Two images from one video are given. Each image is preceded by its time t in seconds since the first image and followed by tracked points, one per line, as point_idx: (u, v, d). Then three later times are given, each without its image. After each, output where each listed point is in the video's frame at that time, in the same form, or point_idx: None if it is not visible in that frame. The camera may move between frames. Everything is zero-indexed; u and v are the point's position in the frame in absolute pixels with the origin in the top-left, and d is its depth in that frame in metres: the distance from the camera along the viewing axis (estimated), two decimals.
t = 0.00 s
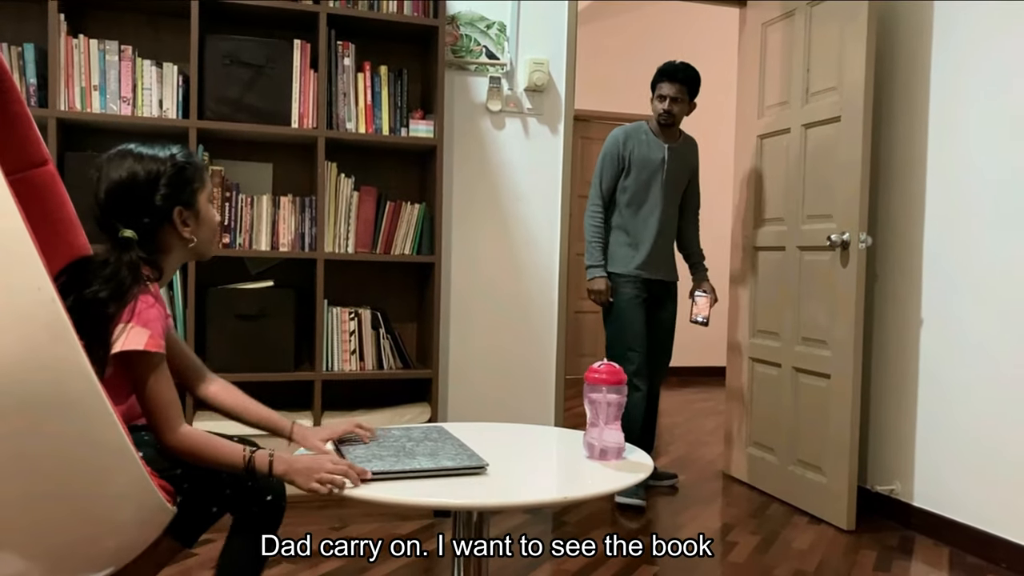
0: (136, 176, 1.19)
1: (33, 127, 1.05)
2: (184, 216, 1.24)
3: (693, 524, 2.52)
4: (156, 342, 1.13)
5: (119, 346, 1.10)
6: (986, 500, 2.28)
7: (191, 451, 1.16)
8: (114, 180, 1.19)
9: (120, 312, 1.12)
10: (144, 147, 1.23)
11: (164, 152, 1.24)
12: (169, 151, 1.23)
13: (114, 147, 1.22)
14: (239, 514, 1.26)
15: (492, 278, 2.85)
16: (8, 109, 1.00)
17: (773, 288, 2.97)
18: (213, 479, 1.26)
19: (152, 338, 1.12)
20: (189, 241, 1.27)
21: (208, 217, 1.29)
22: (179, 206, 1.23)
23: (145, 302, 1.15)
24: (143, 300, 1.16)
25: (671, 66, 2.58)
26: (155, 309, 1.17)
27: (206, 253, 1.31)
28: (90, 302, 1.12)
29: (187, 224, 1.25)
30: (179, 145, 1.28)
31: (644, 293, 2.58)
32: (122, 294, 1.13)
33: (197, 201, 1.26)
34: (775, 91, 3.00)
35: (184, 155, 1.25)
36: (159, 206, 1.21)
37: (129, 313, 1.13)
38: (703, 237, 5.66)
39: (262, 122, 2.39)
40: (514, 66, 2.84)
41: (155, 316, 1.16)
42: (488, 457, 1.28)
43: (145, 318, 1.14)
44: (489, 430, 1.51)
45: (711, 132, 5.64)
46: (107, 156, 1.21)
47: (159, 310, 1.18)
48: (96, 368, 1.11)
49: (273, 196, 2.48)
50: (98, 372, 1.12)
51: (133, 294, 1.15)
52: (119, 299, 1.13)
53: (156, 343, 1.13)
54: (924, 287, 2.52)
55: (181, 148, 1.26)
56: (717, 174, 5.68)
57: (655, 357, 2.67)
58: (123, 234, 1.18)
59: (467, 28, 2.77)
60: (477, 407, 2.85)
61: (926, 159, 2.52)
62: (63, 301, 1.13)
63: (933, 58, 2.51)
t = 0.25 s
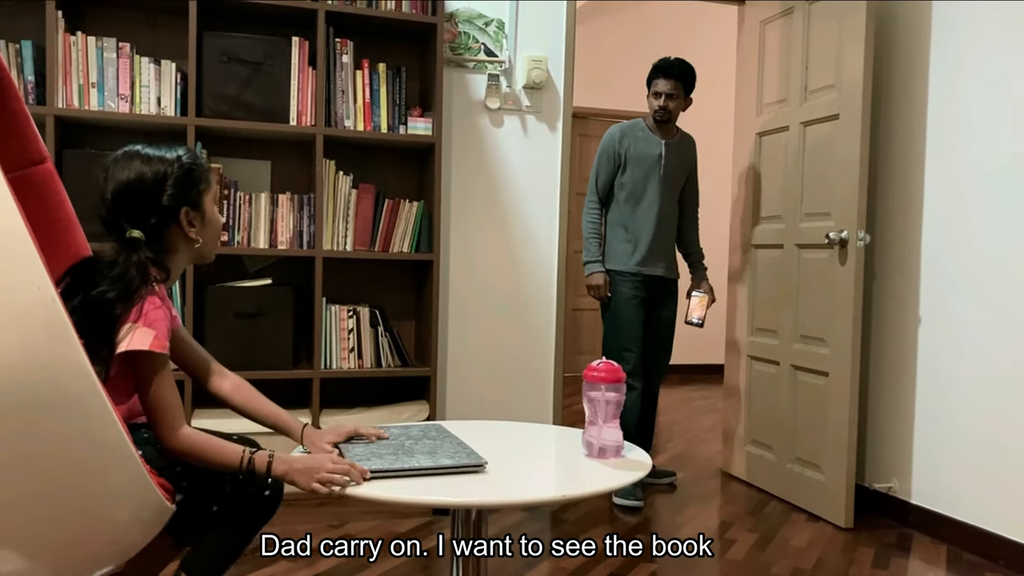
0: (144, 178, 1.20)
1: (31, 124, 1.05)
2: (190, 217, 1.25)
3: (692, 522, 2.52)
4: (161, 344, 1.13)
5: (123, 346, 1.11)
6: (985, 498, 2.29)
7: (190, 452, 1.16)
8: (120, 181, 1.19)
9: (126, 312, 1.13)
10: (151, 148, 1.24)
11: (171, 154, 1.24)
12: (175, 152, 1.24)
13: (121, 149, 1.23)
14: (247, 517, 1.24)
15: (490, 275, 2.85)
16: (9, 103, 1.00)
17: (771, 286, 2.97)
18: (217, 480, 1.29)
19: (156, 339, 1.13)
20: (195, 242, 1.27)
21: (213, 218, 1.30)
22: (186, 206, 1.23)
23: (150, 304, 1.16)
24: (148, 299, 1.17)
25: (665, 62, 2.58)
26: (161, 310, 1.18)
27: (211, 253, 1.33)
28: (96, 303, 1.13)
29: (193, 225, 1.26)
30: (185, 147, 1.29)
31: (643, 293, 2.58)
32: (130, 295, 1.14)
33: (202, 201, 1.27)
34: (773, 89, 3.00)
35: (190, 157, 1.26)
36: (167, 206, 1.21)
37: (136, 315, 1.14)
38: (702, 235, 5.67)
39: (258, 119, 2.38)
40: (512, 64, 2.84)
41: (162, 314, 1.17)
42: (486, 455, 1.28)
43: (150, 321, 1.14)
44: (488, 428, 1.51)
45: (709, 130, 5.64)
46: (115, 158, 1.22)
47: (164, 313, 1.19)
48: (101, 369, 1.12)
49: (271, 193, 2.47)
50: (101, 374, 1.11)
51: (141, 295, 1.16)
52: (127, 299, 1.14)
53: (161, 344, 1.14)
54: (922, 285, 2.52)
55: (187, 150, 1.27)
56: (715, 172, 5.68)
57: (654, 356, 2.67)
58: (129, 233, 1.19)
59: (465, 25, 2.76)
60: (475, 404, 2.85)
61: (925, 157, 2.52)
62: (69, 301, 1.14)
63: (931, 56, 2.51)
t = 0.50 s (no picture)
0: (143, 180, 1.20)
1: (29, 123, 1.05)
2: (189, 220, 1.24)
3: (690, 520, 2.53)
4: (157, 344, 1.13)
5: (120, 347, 1.11)
6: (982, 496, 2.29)
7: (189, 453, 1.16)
8: (120, 182, 1.19)
9: (125, 314, 1.13)
10: (151, 150, 1.24)
11: (171, 157, 1.24)
12: (174, 155, 1.24)
13: (121, 151, 1.23)
14: (228, 519, 1.28)
15: (489, 273, 2.85)
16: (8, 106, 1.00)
17: (770, 284, 2.97)
18: (217, 485, 1.29)
19: (153, 340, 1.13)
20: (193, 245, 1.27)
21: (213, 222, 1.30)
22: (185, 209, 1.23)
23: (150, 304, 1.17)
24: (147, 301, 1.17)
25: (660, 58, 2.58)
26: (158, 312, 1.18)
27: (208, 256, 1.32)
28: (95, 303, 1.12)
29: (192, 228, 1.25)
30: (184, 150, 1.29)
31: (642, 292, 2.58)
32: (128, 297, 1.14)
33: (202, 204, 1.26)
34: (772, 88, 3.00)
35: (189, 160, 1.26)
36: (166, 208, 1.20)
37: (135, 317, 1.14)
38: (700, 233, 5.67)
39: (257, 118, 2.38)
40: (511, 62, 2.84)
41: (158, 316, 1.17)
42: (486, 455, 1.28)
43: (145, 321, 1.14)
44: (487, 428, 1.51)
45: (707, 128, 5.64)
46: (114, 160, 1.22)
47: (162, 314, 1.19)
48: (98, 371, 1.11)
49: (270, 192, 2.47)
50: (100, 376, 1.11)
51: (139, 297, 1.15)
52: (125, 301, 1.13)
53: (158, 345, 1.14)
54: (920, 283, 2.53)
55: (187, 153, 1.27)
56: (713, 170, 5.68)
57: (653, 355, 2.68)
58: (128, 234, 1.18)
59: (464, 23, 2.76)
60: (473, 403, 2.85)
61: (923, 156, 2.52)
62: (68, 302, 1.13)
63: (930, 54, 2.51)
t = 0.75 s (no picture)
0: (143, 179, 1.20)
1: (30, 126, 1.05)
2: (188, 220, 1.24)
3: (690, 520, 2.53)
4: (156, 346, 1.13)
5: (118, 348, 1.11)
6: (982, 495, 2.29)
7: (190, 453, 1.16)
8: (119, 182, 1.19)
9: (123, 313, 1.13)
10: (151, 150, 1.24)
11: (171, 157, 1.24)
12: (175, 155, 1.24)
13: (121, 150, 1.23)
14: (229, 515, 1.28)
15: (488, 272, 2.85)
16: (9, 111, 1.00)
17: (769, 284, 2.97)
18: (217, 482, 1.28)
19: (152, 340, 1.13)
20: (193, 245, 1.27)
21: (212, 222, 1.30)
22: (184, 209, 1.23)
23: (148, 304, 1.17)
24: (144, 300, 1.17)
25: (660, 57, 2.58)
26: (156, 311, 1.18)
27: (208, 256, 1.32)
28: (93, 302, 1.11)
29: (191, 228, 1.25)
30: (185, 150, 1.29)
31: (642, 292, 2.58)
32: (126, 296, 1.13)
33: (201, 205, 1.26)
34: (771, 88, 3.00)
35: (190, 160, 1.26)
36: (163, 208, 1.20)
37: (133, 317, 1.13)
38: (699, 233, 5.67)
39: (257, 118, 2.38)
40: (510, 62, 2.84)
41: (156, 316, 1.17)
42: (486, 455, 1.28)
43: (143, 322, 1.14)
44: (487, 428, 1.51)
45: (707, 128, 5.63)
46: (114, 159, 1.22)
47: (161, 314, 1.19)
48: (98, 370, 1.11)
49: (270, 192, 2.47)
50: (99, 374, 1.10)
51: (137, 296, 1.15)
52: (124, 300, 1.13)
53: (156, 345, 1.14)
54: (920, 283, 2.53)
55: (188, 153, 1.27)
56: (713, 170, 5.68)
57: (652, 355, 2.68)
58: (126, 233, 1.18)
59: (464, 23, 2.76)
60: (473, 402, 2.85)
61: (923, 156, 2.52)
62: (68, 301, 1.12)
63: (930, 54, 2.51)
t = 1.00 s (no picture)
0: (146, 176, 1.20)
1: (31, 123, 1.05)
2: (190, 218, 1.24)
3: (690, 519, 2.53)
4: (158, 344, 1.13)
5: (122, 348, 1.11)
6: (982, 494, 2.29)
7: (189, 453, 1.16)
8: (122, 179, 1.19)
9: (126, 311, 1.12)
10: (154, 148, 1.24)
11: (173, 155, 1.24)
12: (177, 153, 1.24)
13: (123, 148, 1.23)
14: (230, 515, 1.28)
15: (489, 271, 2.85)
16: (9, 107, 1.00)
17: (770, 283, 2.97)
18: (218, 482, 1.29)
19: (154, 339, 1.13)
20: (194, 243, 1.27)
21: (215, 220, 1.30)
22: (186, 207, 1.23)
23: (149, 303, 1.16)
24: (146, 299, 1.17)
25: (660, 56, 2.58)
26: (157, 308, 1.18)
27: (211, 255, 1.32)
28: (96, 300, 1.11)
29: (193, 226, 1.25)
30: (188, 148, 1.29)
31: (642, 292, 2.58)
32: (129, 294, 1.13)
33: (203, 203, 1.26)
34: (772, 86, 3.00)
35: (192, 158, 1.25)
36: (166, 205, 1.20)
37: (135, 315, 1.13)
38: (700, 231, 5.67)
39: (258, 116, 2.38)
40: (511, 60, 2.84)
41: (158, 313, 1.17)
42: (487, 454, 1.28)
43: (148, 321, 1.14)
44: (488, 427, 1.50)
45: (707, 127, 5.63)
46: (117, 156, 1.22)
47: (162, 312, 1.19)
48: (101, 369, 1.11)
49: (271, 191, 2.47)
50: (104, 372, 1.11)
51: (140, 295, 1.15)
52: (126, 298, 1.13)
53: (158, 344, 1.14)
54: (921, 281, 2.53)
55: (191, 151, 1.27)
56: (714, 169, 5.68)
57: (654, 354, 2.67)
58: (129, 231, 1.18)
59: (465, 21, 2.75)
60: (473, 400, 2.85)
61: (924, 154, 2.52)
62: (70, 300, 1.12)
63: (931, 52, 2.51)
